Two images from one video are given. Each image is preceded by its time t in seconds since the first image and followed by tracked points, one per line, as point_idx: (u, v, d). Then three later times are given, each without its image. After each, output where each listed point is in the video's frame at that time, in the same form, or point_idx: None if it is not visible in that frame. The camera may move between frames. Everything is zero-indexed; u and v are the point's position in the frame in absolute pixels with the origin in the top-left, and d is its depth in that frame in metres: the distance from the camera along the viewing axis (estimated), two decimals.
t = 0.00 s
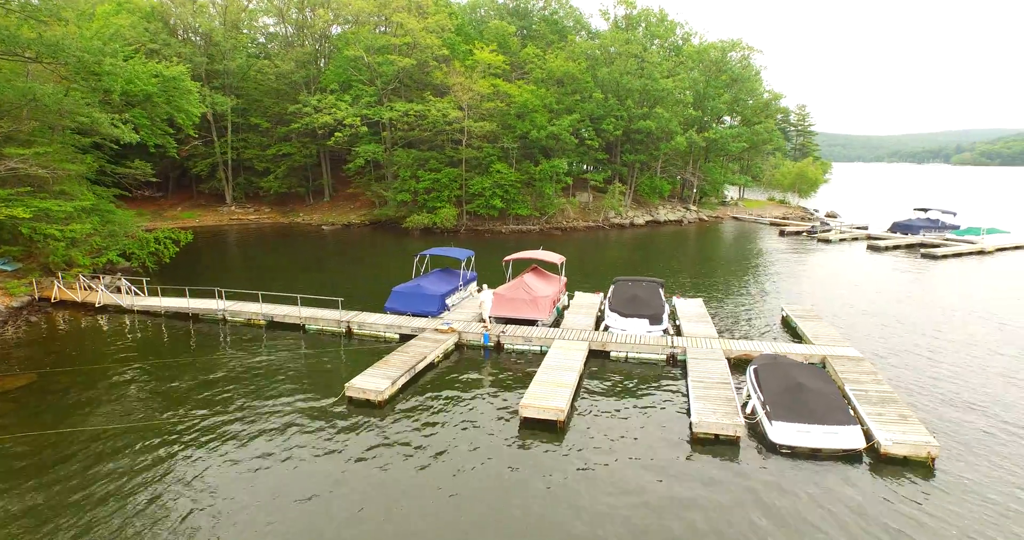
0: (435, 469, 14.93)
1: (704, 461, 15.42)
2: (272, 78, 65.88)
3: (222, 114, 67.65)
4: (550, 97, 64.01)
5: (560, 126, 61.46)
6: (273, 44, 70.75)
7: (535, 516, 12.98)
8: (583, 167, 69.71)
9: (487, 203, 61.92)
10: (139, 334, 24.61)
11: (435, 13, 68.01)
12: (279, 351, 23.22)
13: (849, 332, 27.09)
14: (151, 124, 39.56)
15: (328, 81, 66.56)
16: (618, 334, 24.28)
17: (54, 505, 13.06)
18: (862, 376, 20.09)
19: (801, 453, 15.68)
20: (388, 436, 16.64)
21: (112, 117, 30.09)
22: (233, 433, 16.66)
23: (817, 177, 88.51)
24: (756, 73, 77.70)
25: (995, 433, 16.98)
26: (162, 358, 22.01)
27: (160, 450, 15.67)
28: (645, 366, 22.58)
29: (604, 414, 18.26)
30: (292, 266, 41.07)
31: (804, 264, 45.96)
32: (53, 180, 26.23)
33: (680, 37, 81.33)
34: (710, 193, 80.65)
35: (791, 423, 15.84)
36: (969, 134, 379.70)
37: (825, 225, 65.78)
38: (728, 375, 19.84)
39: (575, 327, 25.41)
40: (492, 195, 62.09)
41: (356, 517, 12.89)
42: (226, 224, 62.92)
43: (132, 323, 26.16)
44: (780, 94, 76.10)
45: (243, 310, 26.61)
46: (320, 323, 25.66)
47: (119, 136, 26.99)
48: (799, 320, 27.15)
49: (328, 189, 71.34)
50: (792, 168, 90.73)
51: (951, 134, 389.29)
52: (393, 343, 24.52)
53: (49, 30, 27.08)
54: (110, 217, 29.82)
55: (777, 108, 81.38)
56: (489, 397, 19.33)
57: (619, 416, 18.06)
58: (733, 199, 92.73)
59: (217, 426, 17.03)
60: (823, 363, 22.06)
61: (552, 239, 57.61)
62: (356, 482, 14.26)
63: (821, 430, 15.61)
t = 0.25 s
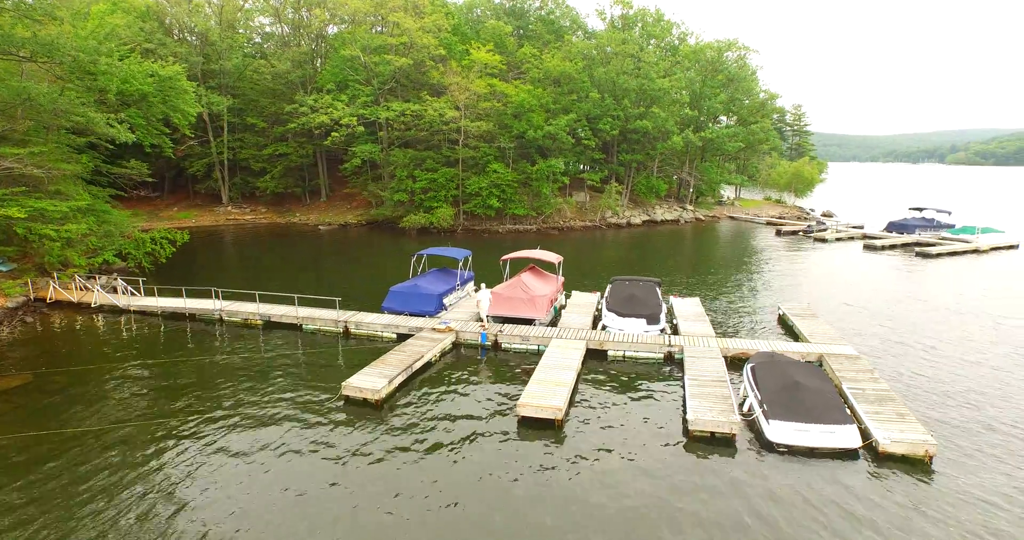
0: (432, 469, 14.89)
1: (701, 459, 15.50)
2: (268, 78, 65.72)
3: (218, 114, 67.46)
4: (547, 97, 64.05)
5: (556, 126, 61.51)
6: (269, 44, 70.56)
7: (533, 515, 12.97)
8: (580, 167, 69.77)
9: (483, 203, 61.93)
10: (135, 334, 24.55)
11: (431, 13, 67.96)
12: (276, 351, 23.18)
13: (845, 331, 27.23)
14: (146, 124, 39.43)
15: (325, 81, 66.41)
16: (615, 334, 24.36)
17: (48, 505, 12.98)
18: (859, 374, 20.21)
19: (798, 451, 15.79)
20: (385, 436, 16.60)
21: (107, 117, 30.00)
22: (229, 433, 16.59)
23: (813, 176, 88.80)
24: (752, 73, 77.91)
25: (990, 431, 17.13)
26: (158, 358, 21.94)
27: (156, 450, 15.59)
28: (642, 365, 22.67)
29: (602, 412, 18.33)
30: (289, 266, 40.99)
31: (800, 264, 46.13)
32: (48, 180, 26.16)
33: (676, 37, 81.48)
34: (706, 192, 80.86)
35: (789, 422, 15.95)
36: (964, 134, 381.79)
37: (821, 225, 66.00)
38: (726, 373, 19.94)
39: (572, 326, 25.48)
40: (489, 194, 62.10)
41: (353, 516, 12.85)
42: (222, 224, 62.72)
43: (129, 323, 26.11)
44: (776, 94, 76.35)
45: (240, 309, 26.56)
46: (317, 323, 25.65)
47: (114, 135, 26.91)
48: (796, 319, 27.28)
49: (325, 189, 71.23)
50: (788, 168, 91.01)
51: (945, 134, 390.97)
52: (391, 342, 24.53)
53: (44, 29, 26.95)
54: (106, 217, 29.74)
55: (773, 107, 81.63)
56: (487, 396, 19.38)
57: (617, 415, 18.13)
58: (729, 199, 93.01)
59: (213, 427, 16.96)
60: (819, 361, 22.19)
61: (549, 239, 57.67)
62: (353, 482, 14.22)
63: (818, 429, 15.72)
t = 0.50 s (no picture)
0: (429, 469, 14.84)
1: (700, 458, 15.50)
2: (267, 78, 65.63)
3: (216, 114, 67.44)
4: (546, 97, 64.03)
5: (555, 126, 61.50)
6: (268, 44, 70.52)
7: (529, 515, 12.93)
8: (579, 166, 69.77)
9: (482, 202, 61.89)
10: (134, 333, 24.56)
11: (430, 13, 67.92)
12: (275, 351, 23.16)
13: (844, 330, 27.26)
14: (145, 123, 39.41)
15: (323, 80, 66.34)
16: (614, 333, 24.38)
17: (42, 506, 12.97)
18: (858, 373, 20.24)
19: (797, 450, 15.80)
20: (383, 437, 16.52)
21: (105, 116, 30.01)
22: (226, 434, 16.54)
23: (812, 176, 88.82)
24: (750, 73, 77.94)
25: (989, 430, 17.17)
26: (157, 358, 21.93)
27: (152, 450, 15.57)
28: (641, 364, 22.69)
29: (601, 411, 18.34)
30: (288, 266, 40.99)
31: (799, 263, 46.15)
32: (46, 179, 26.18)
33: (675, 37, 81.49)
34: (705, 192, 80.88)
35: (788, 422, 15.98)
36: (962, 134, 382.26)
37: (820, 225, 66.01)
38: (725, 372, 19.96)
39: (571, 325, 25.51)
40: (488, 194, 62.08)
41: (348, 517, 12.80)
42: (221, 224, 62.65)
43: (128, 322, 26.11)
44: (775, 94, 76.36)
45: (238, 309, 26.57)
46: (315, 322, 25.66)
47: (112, 134, 26.91)
48: (795, 318, 27.30)
49: (324, 189, 71.19)
50: (787, 168, 91.03)
51: (944, 134, 391.29)
52: (390, 341, 24.54)
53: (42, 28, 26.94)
54: (105, 216, 29.75)
55: (772, 107, 81.65)
56: (486, 395, 19.40)
57: (616, 414, 18.15)
58: (728, 198, 93.05)
59: (210, 426, 16.93)
60: (818, 360, 22.22)
61: (548, 238, 57.65)
62: (350, 482, 14.18)
63: (817, 428, 15.75)
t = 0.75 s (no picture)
0: (429, 470, 14.77)
1: (699, 457, 15.50)
2: (267, 78, 65.59)
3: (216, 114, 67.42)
4: (545, 96, 64.00)
5: (555, 125, 61.49)
6: (268, 43, 70.48)
7: (529, 516, 12.86)
8: (578, 166, 69.76)
9: (482, 202, 61.87)
10: (133, 333, 24.56)
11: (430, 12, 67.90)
12: (274, 350, 23.15)
13: (844, 330, 27.27)
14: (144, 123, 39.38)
15: (323, 80, 66.30)
16: (614, 331, 24.40)
17: (39, 505, 12.96)
18: (857, 372, 20.26)
19: (796, 449, 15.81)
20: (383, 437, 16.45)
21: (104, 116, 30.00)
22: (225, 433, 16.49)
23: (812, 175, 88.82)
24: (750, 72, 77.93)
25: (989, 428, 17.22)
26: (156, 357, 21.93)
27: (151, 450, 15.53)
28: (641, 363, 22.71)
29: (600, 411, 18.35)
30: (287, 266, 40.97)
31: (799, 262, 46.18)
32: (46, 179, 26.16)
33: (675, 36, 81.47)
34: (705, 191, 80.87)
35: (788, 422, 15.99)
36: (962, 134, 382.54)
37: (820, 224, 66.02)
38: (723, 371, 19.98)
39: (571, 324, 25.54)
40: (487, 194, 62.06)
41: (347, 518, 12.73)
42: (221, 224, 62.59)
43: (127, 322, 26.10)
44: (774, 94, 76.36)
45: (238, 309, 26.57)
46: (315, 322, 25.65)
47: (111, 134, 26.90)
48: (795, 317, 27.34)
49: (323, 188, 71.18)
50: (787, 167, 91.03)
51: (944, 134, 391.25)
52: (389, 340, 24.56)
53: (42, 28, 26.93)
54: (105, 216, 29.75)
55: (772, 107, 81.64)
56: (486, 394, 19.40)
57: (615, 413, 18.15)
58: (728, 198, 93.06)
59: (209, 426, 16.89)
60: (818, 359, 22.25)
61: (547, 238, 57.65)
62: (349, 482, 14.10)
63: (817, 428, 15.77)
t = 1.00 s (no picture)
0: (430, 470, 14.70)
1: (699, 456, 15.49)
2: (266, 77, 65.52)
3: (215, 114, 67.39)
4: (545, 96, 63.94)
5: (554, 124, 61.43)
6: (267, 43, 70.40)
7: (529, 517, 12.80)
8: (578, 165, 69.70)
9: (481, 201, 61.80)
10: (132, 332, 24.54)
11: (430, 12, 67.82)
12: (272, 350, 23.11)
13: (844, 328, 27.30)
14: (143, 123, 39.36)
15: (323, 80, 66.21)
16: (613, 330, 24.43)
17: (37, 505, 12.94)
18: (856, 370, 20.28)
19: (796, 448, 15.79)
20: (383, 437, 16.39)
21: (103, 115, 29.96)
22: (225, 433, 16.45)
23: (812, 175, 88.78)
24: (750, 71, 77.86)
25: (987, 426, 17.26)
26: (155, 356, 21.94)
27: (149, 450, 15.51)
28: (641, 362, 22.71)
29: (600, 408, 18.34)
30: (287, 265, 40.95)
31: (799, 261, 46.20)
32: (45, 178, 26.15)
33: (674, 36, 81.39)
34: (705, 191, 80.82)
35: (788, 420, 16.00)
36: (961, 133, 382.92)
37: (820, 223, 65.99)
38: (723, 369, 20.01)
39: (570, 323, 25.57)
40: (487, 193, 61.99)
41: (346, 519, 12.68)
42: (221, 224, 62.51)
43: (126, 322, 26.08)
44: (774, 93, 76.33)
45: (237, 308, 26.55)
46: (314, 321, 25.65)
47: (109, 133, 26.87)
48: (794, 316, 27.37)
49: (323, 188, 71.18)
50: (787, 167, 90.96)
51: (944, 133, 391.05)
52: (388, 339, 24.56)
53: (40, 27, 26.93)
54: (104, 215, 29.75)
55: (772, 106, 81.57)
56: (485, 393, 19.38)
57: (615, 412, 18.13)
58: (728, 197, 93.03)
59: (209, 426, 16.84)
60: (817, 357, 22.27)
61: (547, 238, 57.56)
62: (348, 483, 14.05)
63: (817, 426, 15.78)
